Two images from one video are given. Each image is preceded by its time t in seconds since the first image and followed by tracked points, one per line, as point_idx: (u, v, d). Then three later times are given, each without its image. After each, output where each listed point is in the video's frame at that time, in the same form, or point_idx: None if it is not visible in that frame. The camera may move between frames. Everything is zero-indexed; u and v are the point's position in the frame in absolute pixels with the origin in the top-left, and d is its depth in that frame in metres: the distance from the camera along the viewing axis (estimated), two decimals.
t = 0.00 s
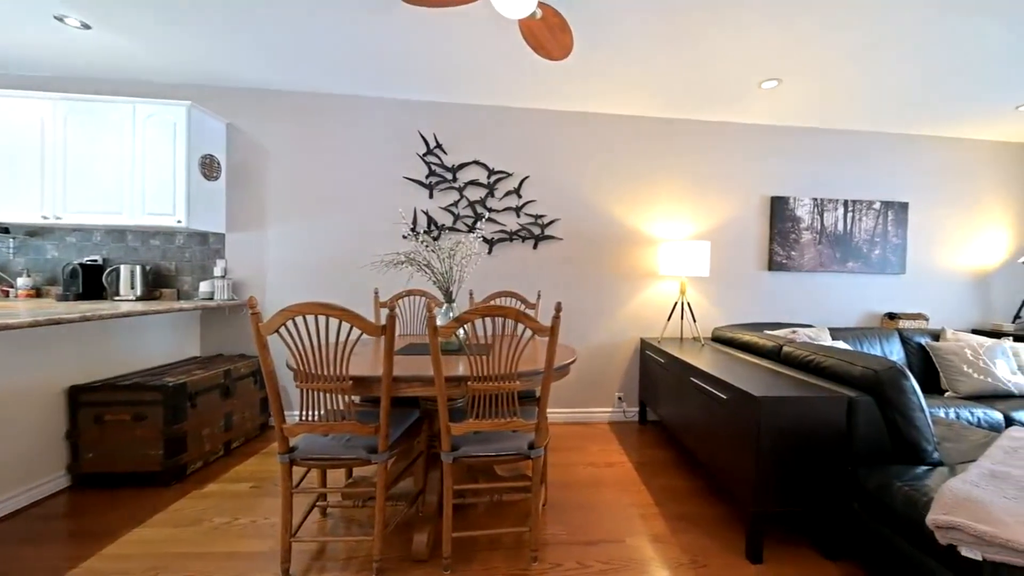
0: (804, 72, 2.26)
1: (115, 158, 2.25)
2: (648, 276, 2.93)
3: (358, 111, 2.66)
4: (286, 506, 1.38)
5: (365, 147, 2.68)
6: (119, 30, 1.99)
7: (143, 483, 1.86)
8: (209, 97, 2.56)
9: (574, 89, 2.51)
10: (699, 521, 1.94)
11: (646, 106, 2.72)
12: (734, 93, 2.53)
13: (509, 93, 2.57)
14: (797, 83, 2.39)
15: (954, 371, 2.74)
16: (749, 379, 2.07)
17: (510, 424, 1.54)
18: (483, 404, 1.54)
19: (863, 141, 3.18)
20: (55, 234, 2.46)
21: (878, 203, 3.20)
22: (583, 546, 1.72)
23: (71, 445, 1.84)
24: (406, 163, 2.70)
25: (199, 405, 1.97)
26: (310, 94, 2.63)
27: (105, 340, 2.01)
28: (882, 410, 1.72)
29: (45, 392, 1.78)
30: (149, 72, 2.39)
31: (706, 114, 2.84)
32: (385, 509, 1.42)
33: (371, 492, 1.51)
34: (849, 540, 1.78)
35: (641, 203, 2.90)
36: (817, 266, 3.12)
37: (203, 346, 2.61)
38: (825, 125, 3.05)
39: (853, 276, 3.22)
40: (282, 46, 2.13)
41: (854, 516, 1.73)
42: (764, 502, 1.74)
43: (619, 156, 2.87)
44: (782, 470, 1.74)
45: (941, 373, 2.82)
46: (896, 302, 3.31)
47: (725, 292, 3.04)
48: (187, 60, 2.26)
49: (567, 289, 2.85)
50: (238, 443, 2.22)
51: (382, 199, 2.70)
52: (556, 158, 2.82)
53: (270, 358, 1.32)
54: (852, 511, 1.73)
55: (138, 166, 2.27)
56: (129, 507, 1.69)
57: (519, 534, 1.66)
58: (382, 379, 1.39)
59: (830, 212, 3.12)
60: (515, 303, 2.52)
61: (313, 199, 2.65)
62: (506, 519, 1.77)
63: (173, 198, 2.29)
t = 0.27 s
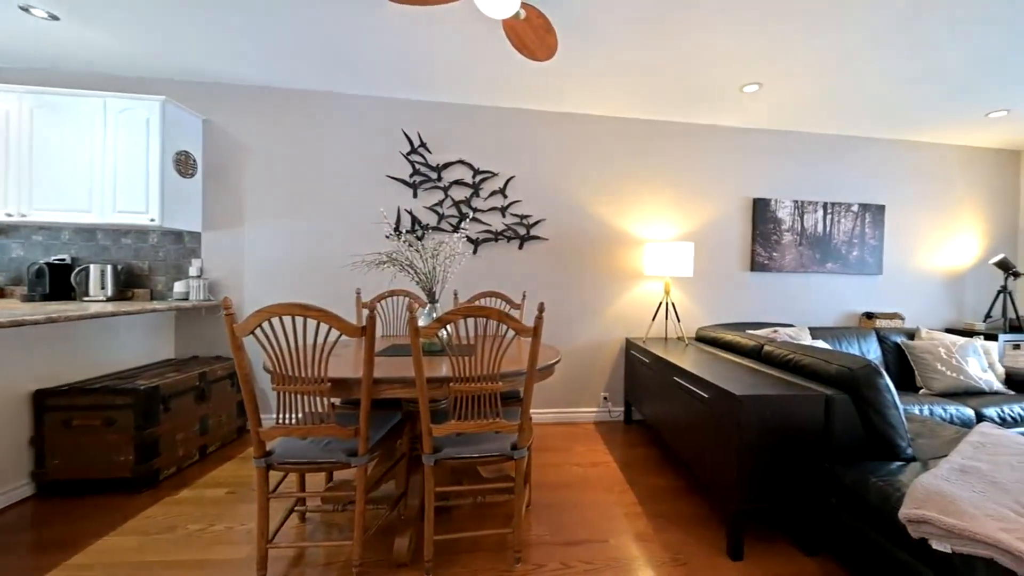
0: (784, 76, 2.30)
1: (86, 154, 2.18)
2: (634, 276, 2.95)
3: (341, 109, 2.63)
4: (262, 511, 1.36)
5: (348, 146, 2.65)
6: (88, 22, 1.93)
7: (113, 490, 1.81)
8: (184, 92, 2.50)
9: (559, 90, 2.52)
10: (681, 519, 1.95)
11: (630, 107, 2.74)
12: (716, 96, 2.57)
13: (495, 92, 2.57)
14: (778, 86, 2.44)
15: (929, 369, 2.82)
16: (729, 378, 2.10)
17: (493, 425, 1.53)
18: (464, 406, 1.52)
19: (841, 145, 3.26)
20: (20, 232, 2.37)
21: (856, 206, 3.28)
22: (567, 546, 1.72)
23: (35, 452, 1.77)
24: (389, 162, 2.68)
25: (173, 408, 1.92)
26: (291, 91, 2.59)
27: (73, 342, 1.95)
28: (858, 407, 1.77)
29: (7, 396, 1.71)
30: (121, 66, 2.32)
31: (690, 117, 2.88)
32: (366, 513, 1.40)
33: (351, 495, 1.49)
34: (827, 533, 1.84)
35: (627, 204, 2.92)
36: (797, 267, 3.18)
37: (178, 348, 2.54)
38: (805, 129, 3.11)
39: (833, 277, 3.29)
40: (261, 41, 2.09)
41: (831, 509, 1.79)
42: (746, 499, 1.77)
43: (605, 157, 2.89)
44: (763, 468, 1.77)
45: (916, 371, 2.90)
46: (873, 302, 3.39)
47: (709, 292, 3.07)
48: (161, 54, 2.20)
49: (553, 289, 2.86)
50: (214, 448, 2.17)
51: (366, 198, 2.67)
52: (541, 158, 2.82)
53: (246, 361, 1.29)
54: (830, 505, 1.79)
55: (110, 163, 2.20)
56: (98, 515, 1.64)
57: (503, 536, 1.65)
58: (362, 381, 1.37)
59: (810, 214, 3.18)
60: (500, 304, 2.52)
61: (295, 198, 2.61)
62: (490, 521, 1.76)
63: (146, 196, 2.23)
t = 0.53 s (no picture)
0: (765, 79, 2.34)
1: (53, 149, 2.11)
2: (619, 276, 2.97)
3: (323, 107, 2.60)
4: (237, 516, 1.33)
5: (331, 144, 2.61)
6: (54, 12, 1.86)
7: (82, 497, 1.75)
8: (158, 87, 2.44)
9: (545, 90, 2.52)
10: (664, 517, 1.97)
11: (615, 108, 2.76)
12: (700, 99, 2.60)
13: (480, 91, 2.56)
14: (760, 89, 2.47)
15: (904, 367, 2.90)
16: (711, 377, 2.13)
17: (476, 426, 1.52)
18: (447, 407, 1.51)
19: (821, 148, 3.33)
20: None
21: (836, 208, 3.35)
22: (551, 546, 1.72)
23: None
24: (372, 160, 2.65)
25: (146, 412, 1.86)
26: (271, 87, 2.54)
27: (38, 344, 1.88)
28: (835, 404, 1.83)
29: None
30: (90, 58, 2.25)
31: (674, 118, 2.90)
32: (346, 516, 1.39)
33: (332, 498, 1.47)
34: (804, 527, 1.90)
35: (613, 205, 2.94)
36: (779, 267, 3.24)
37: (151, 350, 2.47)
38: (787, 132, 3.17)
39: (813, 277, 3.36)
40: (238, 36, 2.05)
41: (808, 504, 1.85)
42: (728, 496, 1.81)
43: (590, 157, 2.90)
44: (744, 466, 1.81)
45: (892, 369, 2.98)
46: (852, 301, 3.47)
47: (693, 292, 3.11)
48: (133, 47, 2.14)
49: (538, 289, 2.86)
50: (189, 452, 2.12)
51: (350, 197, 2.64)
52: (527, 158, 2.82)
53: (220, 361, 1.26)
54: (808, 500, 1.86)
55: (81, 159, 2.13)
56: (64, 523, 1.58)
57: (486, 536, 1.65)
58: (342, 382, 1.35)
59: (791, 215, 3.24)
60: (485, 304, 2.51)
61: (276, 196, 2.57)
62: (474, 522, 1.75)
63: (117, 193, 2.17)
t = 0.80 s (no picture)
0: (752, 82, 2.37)
1: (24, 144, 2.04)
2: (608, 276, 2.98)
3: (307, 104, 2.56)
4: (216, 521, 1.30)
5: (317, 141, 2.58)
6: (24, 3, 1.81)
7: (54, 503, 1.70)
8: (135, 81, 2.38)
9: (534, 90, 2.52)
10: (650, 515, 1.98)
11: (603, 109, 2.77)
12: (686, 100, 2.62)
13: (469, 90, 2.55)
14: (746, 92, 2.50)
15: (885, 366, 2.96)
16: (696, 376, 2.15)
17: (461, 427, 1.51)
18: (432, 407, 1.50)
19: (806, 150, 3.38)
20: None
21: (820, 209, 3.41)
22: (538, 546, 1.72)
23: None
24: (357, 159, 2.62)
25: (122, 415, 1.82)
26: (253, 83, 2.50)
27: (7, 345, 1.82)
28: (817, 402, 1.87)
29: None
30: (63, 51, 2.19)
31: (662, 119, 2.93)
32: (328, 519, 1.37)
33: (314, 501, 1.45)
34: (788, 523, 1.93)
35: (601, 205, 2.95)
36: (764, 268, 3.28)
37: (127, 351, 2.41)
38: (772, 134, 3.21)
39: (798, 277, 3.41)
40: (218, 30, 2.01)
41: (791, 500, 1.87)
42: (713, 494, 1.83)
43: (579, 158, 2.90)
44: (729, 464, 1.83)
45: (874, 367, 3.04)
46: (835, 301, 3.53)
47: (681, 292, 3.13)
48: (108, 41, 2.09)
49: (526, 289, 2.85)
50: (168, 455, 2.07)
51: (335, 195, 2.61)
52: (515, 158, 2.82)
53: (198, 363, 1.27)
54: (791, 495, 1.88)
55: (54, 154, 2.07)
56: (33, 530, 1.53)
57: (472, 537, 1.64)
58: (324, 384, 1.35)
59: (777, 216, 3.29)
60: (473, 304, 2.49)
61: (260, 194, 2.53)
62: (460, 523, 1.74)
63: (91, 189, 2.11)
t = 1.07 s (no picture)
0: (737, 84, 2.39)
1: None
2: (596, 276, 2.98)
3: (289, 100, 2.52)
4: (191, 528, 1.27)
5: (300, 139, 2.54)
6: None
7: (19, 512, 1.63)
8: (107, 74, 2.31)
9: (521, 89, 2.51)
10: (635, 514, 1.99)
11: (591, 108, 2.77)
12: (673, 101, 2.63)
13: (456, 89, 2.53)
14: (731, 93, 2.53)
15: (866, 364, 3.02)
16: (681, 375, 2.16)
17: (445, 428, 1.49)
18: (415, 409, 1.48)
19: (790, 151, 3.43)
20: None
21: (803, 211, 3.46)
22: (524, 547, 1.71)
23: None
24: (341, 156, 2.59)
25: (93, 420, 1.76)
26: (232, 78, 2.44)
27: None
28: (799, 400, 1.90)
29: None
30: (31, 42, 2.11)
31: (649, 120, 2.94)
32: (309, 524, 1.34)
33: (294, 506, 1.42)
34: (771, 520, 1.96)
35: (589, 205, 2.95)
36: (750, 268, 3.32)
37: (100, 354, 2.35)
38: (758, 136, 3.25)
39: (783, 278, 3.45)
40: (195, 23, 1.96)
41: (774, 498, 1.90)
42: (698, 493, 1.84)
43: (566, 157, 2.90)
44: (714, 462, 1.84)
45: (855, 366, 3.10)
46: (818, 301, 3.59)
47: (668, 292, 3.15)
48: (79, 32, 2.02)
49: (514, 289, 2.84)
50: (143, 461, 2.02)
51: (320, 194, 2.58)
52: (502, 157, 2.80)
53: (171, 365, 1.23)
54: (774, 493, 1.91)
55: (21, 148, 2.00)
56: None
57: (457, 539, 1.62)
58: (303, 385, 1.32)
59: (762, 217, 3.33)
60: (460, 304, 2.48)
61: (240, 191, 2.48)
62: (445, 525, 1.72)
63: (60, 186, 2.04)
